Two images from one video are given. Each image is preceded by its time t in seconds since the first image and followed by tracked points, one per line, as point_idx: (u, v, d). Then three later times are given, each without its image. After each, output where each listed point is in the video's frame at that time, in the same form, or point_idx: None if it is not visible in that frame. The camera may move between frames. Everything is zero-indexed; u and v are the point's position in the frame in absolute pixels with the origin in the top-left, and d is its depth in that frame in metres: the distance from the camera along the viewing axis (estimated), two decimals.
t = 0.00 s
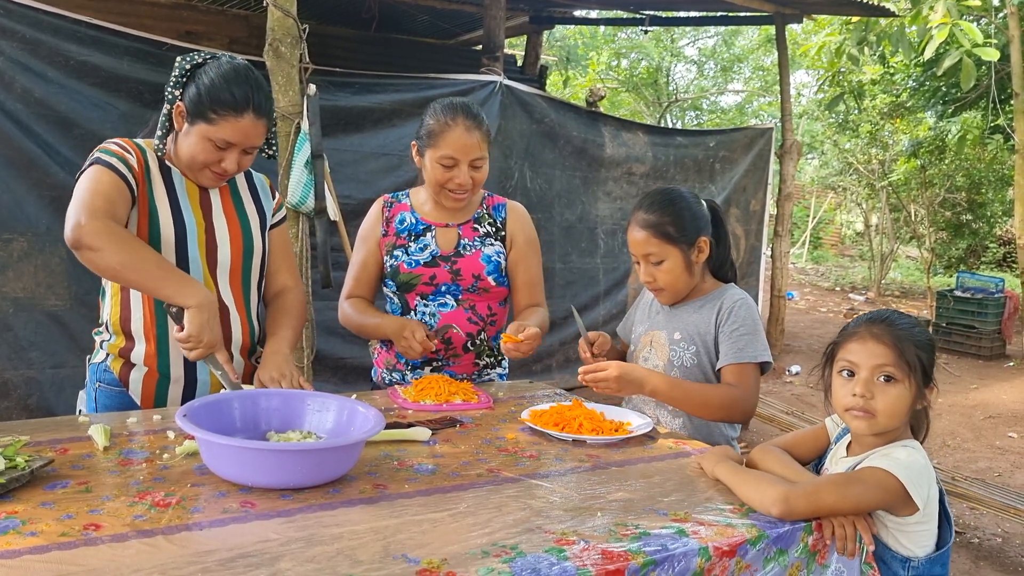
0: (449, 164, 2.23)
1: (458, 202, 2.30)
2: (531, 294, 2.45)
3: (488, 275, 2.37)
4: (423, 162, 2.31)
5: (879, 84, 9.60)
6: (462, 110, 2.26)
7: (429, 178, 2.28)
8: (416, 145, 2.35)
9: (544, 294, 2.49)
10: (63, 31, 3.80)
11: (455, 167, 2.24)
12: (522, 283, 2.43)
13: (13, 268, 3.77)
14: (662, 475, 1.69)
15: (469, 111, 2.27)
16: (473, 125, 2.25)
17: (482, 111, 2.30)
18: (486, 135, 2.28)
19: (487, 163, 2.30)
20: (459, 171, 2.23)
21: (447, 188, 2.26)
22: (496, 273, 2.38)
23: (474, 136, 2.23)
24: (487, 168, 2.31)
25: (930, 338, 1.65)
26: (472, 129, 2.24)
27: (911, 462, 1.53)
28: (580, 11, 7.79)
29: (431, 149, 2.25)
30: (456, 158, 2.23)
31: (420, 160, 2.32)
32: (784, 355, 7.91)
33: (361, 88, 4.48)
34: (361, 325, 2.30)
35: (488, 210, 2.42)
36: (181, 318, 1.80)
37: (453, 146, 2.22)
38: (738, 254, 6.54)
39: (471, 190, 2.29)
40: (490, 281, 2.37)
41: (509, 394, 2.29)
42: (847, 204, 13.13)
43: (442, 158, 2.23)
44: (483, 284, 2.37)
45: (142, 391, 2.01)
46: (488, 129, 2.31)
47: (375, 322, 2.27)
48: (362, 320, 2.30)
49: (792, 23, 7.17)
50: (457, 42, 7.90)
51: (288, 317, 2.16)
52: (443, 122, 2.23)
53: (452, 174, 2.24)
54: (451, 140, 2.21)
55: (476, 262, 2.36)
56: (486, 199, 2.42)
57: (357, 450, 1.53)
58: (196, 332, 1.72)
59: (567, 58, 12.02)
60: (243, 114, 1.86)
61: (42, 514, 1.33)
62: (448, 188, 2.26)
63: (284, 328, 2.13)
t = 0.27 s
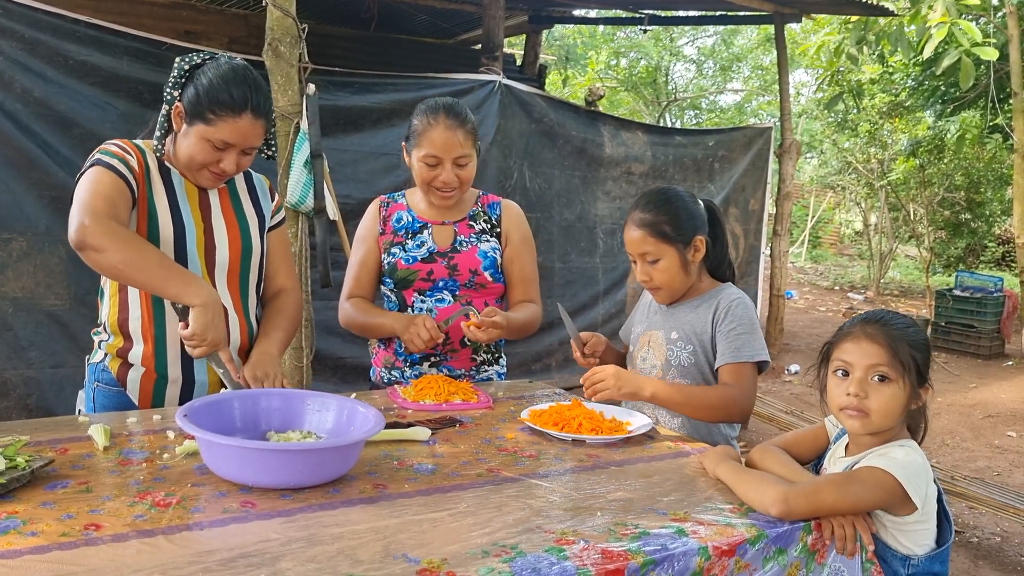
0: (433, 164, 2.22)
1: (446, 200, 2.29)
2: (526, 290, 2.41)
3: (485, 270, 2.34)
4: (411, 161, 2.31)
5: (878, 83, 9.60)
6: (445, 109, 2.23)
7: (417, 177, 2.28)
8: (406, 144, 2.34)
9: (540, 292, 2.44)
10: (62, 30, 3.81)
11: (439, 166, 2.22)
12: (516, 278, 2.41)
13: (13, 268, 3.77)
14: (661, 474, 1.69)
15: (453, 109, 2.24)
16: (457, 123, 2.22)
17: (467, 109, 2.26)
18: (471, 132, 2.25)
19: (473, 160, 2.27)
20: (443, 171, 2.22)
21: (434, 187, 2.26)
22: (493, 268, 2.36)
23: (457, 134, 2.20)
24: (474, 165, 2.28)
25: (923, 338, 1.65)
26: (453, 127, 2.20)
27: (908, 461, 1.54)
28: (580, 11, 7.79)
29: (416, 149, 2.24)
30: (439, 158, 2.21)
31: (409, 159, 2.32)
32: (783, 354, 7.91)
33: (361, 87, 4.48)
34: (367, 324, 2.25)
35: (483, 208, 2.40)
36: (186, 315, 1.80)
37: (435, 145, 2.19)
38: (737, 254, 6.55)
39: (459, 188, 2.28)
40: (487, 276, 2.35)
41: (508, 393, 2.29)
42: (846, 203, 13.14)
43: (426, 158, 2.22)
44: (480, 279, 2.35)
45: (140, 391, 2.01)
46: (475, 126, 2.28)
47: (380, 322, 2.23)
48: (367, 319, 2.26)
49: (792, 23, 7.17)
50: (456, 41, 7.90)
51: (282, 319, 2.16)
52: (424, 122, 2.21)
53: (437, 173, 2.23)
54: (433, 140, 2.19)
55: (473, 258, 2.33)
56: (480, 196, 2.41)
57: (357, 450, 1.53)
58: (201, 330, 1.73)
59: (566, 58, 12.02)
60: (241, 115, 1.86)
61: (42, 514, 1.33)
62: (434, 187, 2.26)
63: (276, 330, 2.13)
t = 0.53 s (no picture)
0: (429, 168, 2.24)
1: (445, 202, 2.31)
2: (523, 290, 2.41)
3: (483, 271, 2.36)
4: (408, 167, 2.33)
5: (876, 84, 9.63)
6: (439, 114, 2.25)
7: (414, 182, 2.29)
8: (404, 150, 2.35)
9: (537, 292, 2.44)
10: (65, 33, 3.85)
11: (435, 171, 2.24)
12: (513, 278, 2.41)
13: (15, 269, 3.79)
14: (661, 476, 1.71)
15: (448, 114, 2.25)
16: (450, 128, 2.23)
17: (462, 114, 2.28)
18: (467, 136, 2.27)
19: (469, 163, 2.29)
20: (439, 175, 2.23)
21: (431, 191, 2.27)
22: (491, 269, 2.37)
23: (451, 138, 2.21)
24: (470, 168, 2.30)
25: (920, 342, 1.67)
26: (448, 132, 2.22)
27: (905, 463, 1.56)
28: (579, 12, 7.80)
29: (413, 155, 2.26)
30: (435, 163, 2.22)
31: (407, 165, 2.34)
32: (781, 354, 7.94)
33: (362, 89, 4.50)
34: (371, 330, 2.27)
35: (482, 211, 2.42)
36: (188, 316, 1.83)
37: (430, 151, 2.21)
38: (736, 254, 6.57)
39: (456, 190, 2.29)
40: (486, 277, 2.36)
41: (510, 395, 2.30)
42: (844, 204, 13.16)
43: (422, 163, 2.23)
44: (479, 279, 2.36)
45: (145, 393, 2.04)
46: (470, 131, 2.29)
47: (386, 328, 2.25)
48: (371, 324, 2.28)
49: (790, 24, 7.19)
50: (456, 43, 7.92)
51: (286, 320, 2.19)
52: (420, 128, 2.23)
53: (433, 177, 2.25)
54: (428, 145, 2.21)
55: (471, 259, 2.35)
56: (478, 200, 2.42)
57: (361, 452, 1.55)
58: (205, 332, 1.76)
59: (565, 58, 12.04)
60: (247, 121, 1.88)
61: (51, 516, 1.35)
62: (432, 191, 2.27)
63: (280, 330, 2.15)
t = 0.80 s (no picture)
0: (425, 180, 2.25)
1: (443, 213, 2.31)
2: (518, 298, 2.41)
3: (481, 279, 2.36)
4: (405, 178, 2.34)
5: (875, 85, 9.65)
6: (434, 126, 2.25)
7: (411, 193, 2.30)
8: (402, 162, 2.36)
9: (533, 300, 2.44)
10: (66, 38, 3.87)
11: (431, 182, 2.25)
12: (508, 285, 2.40)
13: (16, 274, 3.80)
14: (658, 487, 1.73)
15: (443, 125, 2.26)
16: (445, 139, 2.24)
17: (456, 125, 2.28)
18: (462, 147, 2.27)
19: (466, 174, 2.29)
20: (436, 186, 2.24)
21: (429, 202, 2.29)
22: (489, 277, 2.38)
23: (446, 150, 2.22)
24: (467, 179, 2.31)
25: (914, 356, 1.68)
26: (442, 143, 2.23)
27: (899, 475, 1.58)
28: (578, 14, 7.81)
29: (408, 167, 2.27)
30: (430, 174, 2.23)
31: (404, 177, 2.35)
32: (780, 355, 7.95)
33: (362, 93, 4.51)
34: (371, 338, 2.28)
35: (479, 220, 2.41)
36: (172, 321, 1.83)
37: (426, 162, 2.22)
38: (734, 256, 6.59)
39: (454, 201, 2.30)
40: (483, 284, 2.37)
41: (508, 404, 2.31)
42: (843, 204, 13.17)
43: (418, 175, 2.24)
44: (476, 287, 2.37)
45: (150, 402, 2.05)
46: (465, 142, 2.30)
47: (383, 338, 2.26)
48: (370, 332, 2.29)
49: (789, 26, 7.20)
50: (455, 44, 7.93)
51: (287, 329, 2.22)
52: (415, 140, 2.24)
53: (429, 188, 2.26)
54: (423, 157, 2.22)
55: (469, 267, 2.35)
56: (476, 208, 2.42)
57: (362, 464, 1.57)
58: (185, 336, 1.75)
59: (565, 58, 12.04)
60: (248, 131, 1.90)
61: (55, 530, 1.36)
62: (429, 203, 2.28)
63: (280, 340, 2.18)
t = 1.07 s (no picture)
0: (417, 192, 2.27)
1: (437, 222, 2.33)
2: (514, 302, 2.40)
3: (477, 285, 2.36)
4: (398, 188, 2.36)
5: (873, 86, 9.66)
6: (424, 136, 2.26)
7: (405, 205, 2.33)
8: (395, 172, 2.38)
9: (528, 305, 2.43)
10: (65, 42, 3.88)
11: (424, 194, 2.27)
12: (503, 291, 2.39)
13: (15, 277, 3.82)
14: (652, 493, 1.74)
15: (434, 134, 2.27)
16: (436, 150, 2.24)
17: (448, 134, 2.29)
18: (453, 157, 2.28)
19: (458, 183, 2.31)
20: (428, 198, 2.26)
21: (422, 213, 2.30)
22: (484, 282, 2.37)
23: (437, 161, 2.23)
24: (460, 188, 2.32)
25: (900, 366, 1.70)
26: (433, 155, 2.24)
27: (889, 483, 1.60)
28: (576, 15, 7.82)
29: (401, 178, 2.29)
30: (423, 186, 2.25)
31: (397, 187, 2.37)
32: (778, 356, 7.97)
33: (360, 96, 4.53)
34: (369, 344, 2.29)
35: (473, 225, 2.41)
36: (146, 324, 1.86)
37: (418, 175, 2.24)
38: (732, 257, 6.60)
39: (447, 210, 2.31)
40: (479, 290, 2.37)
41: (504, 408, 2.32)
42: (841, 204, 13.19)
43: (411, 187, 2.26)
44: (472, 293, 2.37)
45: (144, 408, 2.06)
46: (457, 150, 2.31)
47: (380, 343, 2.27)
48: (368, 338, 2.29)
49: (787, 28, 7.20)
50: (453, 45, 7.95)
51: (286, 338, 2.23)
52: (406, 153, 2.26)
53: (422, 200, 2.27)
54: (415, 169, 2.23)
55: (464, 273, 2.36)
56: (471, 214, 2.42)
57: (358, 472, 1.59)
58: (156, 335, 1.79)
59: (563, 58, 12.05)
60: (240, 137, 1.91)
61: (54, 537, 1.38)
62: (423, 213, 2.30)
63: (280, 348, 2.19)
